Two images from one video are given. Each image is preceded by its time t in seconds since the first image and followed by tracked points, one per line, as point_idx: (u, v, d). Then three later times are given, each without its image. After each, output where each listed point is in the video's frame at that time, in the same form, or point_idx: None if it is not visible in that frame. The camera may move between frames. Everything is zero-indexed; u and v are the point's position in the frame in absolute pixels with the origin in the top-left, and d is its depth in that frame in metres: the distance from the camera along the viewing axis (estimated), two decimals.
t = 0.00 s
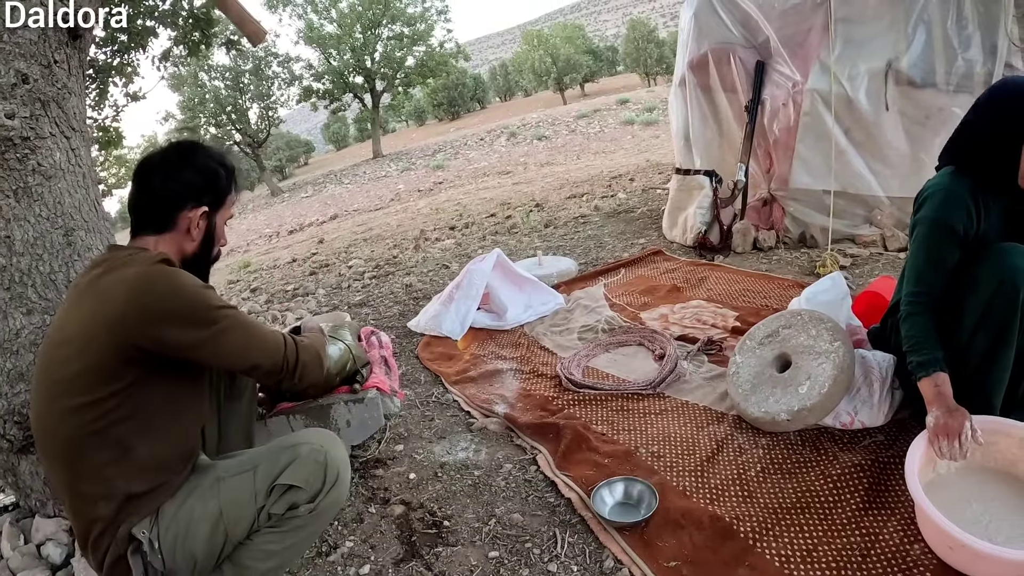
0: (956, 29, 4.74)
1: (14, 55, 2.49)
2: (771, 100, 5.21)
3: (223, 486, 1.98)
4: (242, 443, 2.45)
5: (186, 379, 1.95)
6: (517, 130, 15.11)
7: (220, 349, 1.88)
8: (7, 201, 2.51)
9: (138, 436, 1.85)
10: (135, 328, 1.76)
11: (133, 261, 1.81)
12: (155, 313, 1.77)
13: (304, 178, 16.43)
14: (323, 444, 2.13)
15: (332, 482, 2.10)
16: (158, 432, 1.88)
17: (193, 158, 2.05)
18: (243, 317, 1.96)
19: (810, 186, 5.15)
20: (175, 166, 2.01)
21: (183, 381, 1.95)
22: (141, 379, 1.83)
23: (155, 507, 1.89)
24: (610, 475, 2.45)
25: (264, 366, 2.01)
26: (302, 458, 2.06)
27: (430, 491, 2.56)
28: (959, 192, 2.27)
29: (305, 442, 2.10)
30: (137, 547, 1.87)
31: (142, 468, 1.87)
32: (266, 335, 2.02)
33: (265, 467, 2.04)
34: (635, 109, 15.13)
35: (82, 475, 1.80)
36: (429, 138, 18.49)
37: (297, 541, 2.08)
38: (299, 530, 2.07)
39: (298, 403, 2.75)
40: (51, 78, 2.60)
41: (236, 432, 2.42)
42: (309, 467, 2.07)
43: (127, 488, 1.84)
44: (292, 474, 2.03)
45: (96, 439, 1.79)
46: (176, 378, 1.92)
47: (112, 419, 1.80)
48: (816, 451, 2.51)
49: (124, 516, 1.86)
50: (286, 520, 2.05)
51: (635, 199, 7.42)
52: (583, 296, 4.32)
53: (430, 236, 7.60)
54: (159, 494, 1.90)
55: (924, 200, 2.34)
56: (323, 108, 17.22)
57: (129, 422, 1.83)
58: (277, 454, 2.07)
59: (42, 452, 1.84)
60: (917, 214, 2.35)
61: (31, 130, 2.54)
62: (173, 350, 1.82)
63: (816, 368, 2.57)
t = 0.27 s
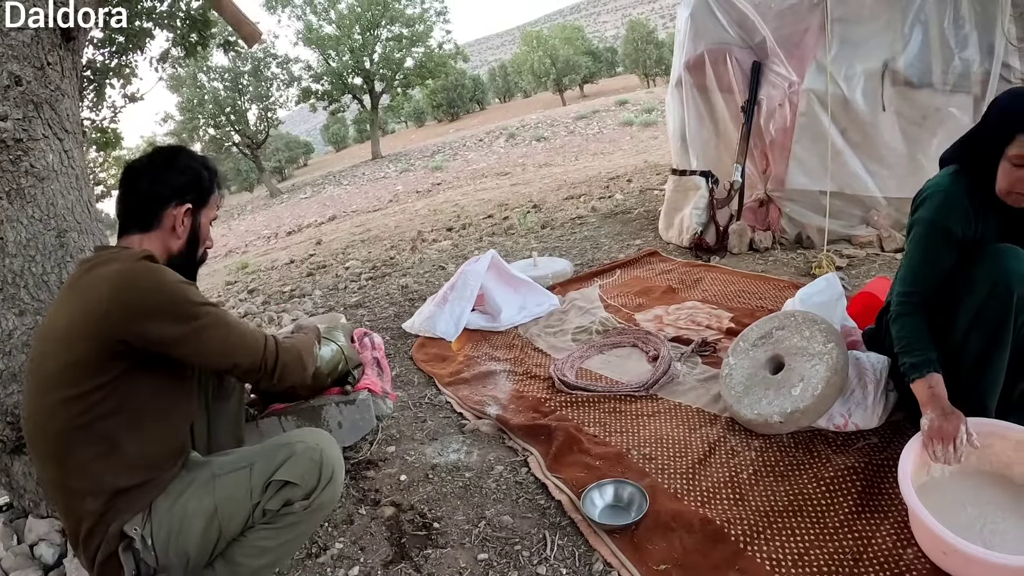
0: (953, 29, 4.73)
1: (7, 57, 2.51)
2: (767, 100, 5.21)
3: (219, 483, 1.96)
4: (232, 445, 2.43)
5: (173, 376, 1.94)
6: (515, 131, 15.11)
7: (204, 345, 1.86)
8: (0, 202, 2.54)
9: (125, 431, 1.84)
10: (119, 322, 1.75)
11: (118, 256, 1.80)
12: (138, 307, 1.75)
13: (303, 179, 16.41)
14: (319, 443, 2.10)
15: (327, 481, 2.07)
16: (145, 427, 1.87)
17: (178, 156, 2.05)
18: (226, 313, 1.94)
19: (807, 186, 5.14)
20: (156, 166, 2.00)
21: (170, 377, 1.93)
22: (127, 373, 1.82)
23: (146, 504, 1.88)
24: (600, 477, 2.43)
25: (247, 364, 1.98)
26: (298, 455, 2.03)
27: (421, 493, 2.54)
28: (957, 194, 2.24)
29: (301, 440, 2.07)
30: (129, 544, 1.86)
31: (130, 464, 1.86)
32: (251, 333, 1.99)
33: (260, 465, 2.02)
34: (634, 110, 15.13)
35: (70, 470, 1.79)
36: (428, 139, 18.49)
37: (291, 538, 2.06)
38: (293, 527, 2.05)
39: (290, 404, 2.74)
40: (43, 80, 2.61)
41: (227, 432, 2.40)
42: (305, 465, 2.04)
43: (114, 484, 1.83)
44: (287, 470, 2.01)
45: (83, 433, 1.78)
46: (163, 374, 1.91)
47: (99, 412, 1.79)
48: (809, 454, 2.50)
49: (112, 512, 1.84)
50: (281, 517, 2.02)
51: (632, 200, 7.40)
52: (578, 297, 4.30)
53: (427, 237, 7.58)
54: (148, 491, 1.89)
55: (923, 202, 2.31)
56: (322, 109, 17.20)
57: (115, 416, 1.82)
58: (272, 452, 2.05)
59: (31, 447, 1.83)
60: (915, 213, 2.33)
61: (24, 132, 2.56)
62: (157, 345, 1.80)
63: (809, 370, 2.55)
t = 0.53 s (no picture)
0: (950, 28, 4.71)
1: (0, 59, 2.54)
2: (765, 100, 5.18)
3: (205, 484, 1.95)
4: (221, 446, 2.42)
5: (159, 380, 1.91)
6: (515, 132, 15.10)
7: (183, 355, 1.82)
8: None
9: (111, 432, 1.82)
10: (105, 322, 1.73)
11: (109, 256, 1.79)
12: (124, 309, 1.73)
13: (302, 181, 16.39)
14: (303, 443, 2.10)
15: (312, 481, 2.07)
16: (129, 429, 1.85)
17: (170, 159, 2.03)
18: (209, 327, 1.90)
19: (804, 187, 5.12)
20: (147, 169, 1.98)
21: (158, 380, 1.91)
22: (112, 374, 1.80)
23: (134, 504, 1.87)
24: (592, 480, 2.41)
25: (222, 383, 1.93)
26: (283, 456, 2.03)
27: (412, 495, 2.52)
28: (958, 198, 2.21)
29: (285, 440, 2.07)
30: (117, 543, 1.85)
31: (115, 464, 1.84)
32: (229, 351, 1.95)
33: (245, 465, 2.00)
34: (634, 111, 15.12)
35: (55, 468, 1.77)
36: (428, 140, 18.47)
37: (276, 539, 2.05)
38: (277, 528, 2.03)
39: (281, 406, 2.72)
40: (37, 81, 2.64)
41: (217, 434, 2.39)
42: (289, 466, 2.03)
43: (98, 483, 1.81)
44: (272, 471, 2.00)
45: (68, 433, 1.76)
46: (149, 377, 1.88)
47: (83, 412, 1.76)
48: (802, 457, 2.48)
49: (98, 511, 1.82)
50: (265, 518, 2.01)
51: (630, 201, 7.39)
52: (573, 298, 4.28)
53: (425, 238, 7.56)
54: (133, 491, 1.87)
55: (924, 206, 2.28)
56: (322, 110, 17.19)
57: (99, 417, 1.79)
58: (258, 452, 2.04)
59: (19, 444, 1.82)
60: (916, 215, 2.31)
61: (17, 133, 2.59)
62: (139, 349, 1.78)
63: (803, 372, 2.53)
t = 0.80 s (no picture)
0: (951, 27, 4.68)
1: None
2: (764, 100, 5.15)
3: (190, 488, 1.91)
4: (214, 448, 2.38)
5: (146, 386, 1.87)
6: (515, 133, 15.07)
7: (164, 362, 1.79)
8: None
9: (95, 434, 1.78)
10: (88, 323, 1.70)
11: (97, 254, 1.76)
12: (108, 310, 1.70)
13: (302, 182, 16.36)
14: (291, 449, 2.06)
15: (299, 487, 2.03)
16: (114, 431, 1.80)
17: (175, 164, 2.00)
18: (192, 335, 1.86)
19: (804, 187, 5.09)
20: (150, 173, 1.95)
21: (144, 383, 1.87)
22: (95, 375, 1.77)
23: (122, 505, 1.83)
24: (586, 483, 2.37)
25: (199, 393, 1.89)
26: (269, 460, 1.99)
27: (404, 498, 2.48)
28: (964, 198, 2.16)
29: (272, 445, 2.03)
30: (102, 547, 1.81)
31: (99, 467, 1.79)
32: (211, 361, 1.91)
33: (231, 469, 1.97)
34: (634, 112, 15.09)
35: (38, 469, 1.74)
36: (428, 141, 18.44)
37: (263, 544, 2.02)
38: (264, 534, 2.01)
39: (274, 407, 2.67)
40: (29, 80, 2.77)
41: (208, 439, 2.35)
42: (276, 470, 1.99)
43: (81, 485, 1.77)
44: (258, 475, 1.96)
45: (51, 433, 1.72)
46: (135, 379, 1.84)
47: (66, 412, 1.73)
48: (802, 460, 2.44)
49: (82, 514, 1.78)
50: (252, 524, 1.98)
51: (629, 202, 7.35)
52: (571, 299, 4.24)
53: (424, 239, 7.53)
54: (118, 494, 1.83)
55: (926, 206, 2.22)
56: (322, 111, 17.16)
57: (83, 418, 1.75)
58: (244, 457, 2.00)
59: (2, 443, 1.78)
60: (918, 215, 2.25)
61: (9, 133, 2.72)
62: (121, 352, 1.74)
63: (802, 374, 2.49)
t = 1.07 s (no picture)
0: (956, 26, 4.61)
1: None
2: (766, 100, 5.08)
3: (171, 507, 1.83)
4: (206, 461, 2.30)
5: (130, 384, 1.80)
6: (515, 134, 15.01)
7: (149, 361, 1.73)
8: None
9: (77, 439, 1.71)
10: (71, 320, 1.64)
11: (81, 253, 1.72)
12: (93, 307, 1.65)
13: (302, 182, 16.30)
14: (278, 467, 1.98)
15: (287, 507, 1.95)
16: (97, 435, 1.74)
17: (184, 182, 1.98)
18: (178, 333, 1.80)
19: (807, 189, 5.00)
20: (152, 189, 1.89)
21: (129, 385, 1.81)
22: (79, 375, 1.71)
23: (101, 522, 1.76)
24: (585, 493, 2.30)
25: (186, 392, 1.83)
26: (255, 481, 1.91)
27: (398, 507, 2.41)
28: (976, 199, 2.10)
29: (258, 465, 1.95)
30: (82, 565, 1.75)
31: (80, 474, 1.73)
32: (198, 359, 1.85)
33: (215, 489, 1.88)
34: (636, 113, 15.02)
35: (17, 475, 1.67)
36: (428, 142, 18.38)
37: (248, 568, 1.94)
38: (248, 559, 1.93)
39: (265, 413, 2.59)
40: (18, 80, 2.78)
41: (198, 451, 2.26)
42: (262, 491, 1.91)
43: (61, 495, 1.70)
44: (241, 499, 1.88)
45: (32, 437, 1.66)
46: (120, 382, 1.78)
47: (47, 416, 1.67)
48: (806, 469, 2.38)
49: (62, 527, 1.72)
50: (236, 547, 1.90)
51: (630, 203, 7.28)
52: (570, 302, 4.17)
53: (423, 240, 7.46)
54: (100, 505, 1.76)
55: (939, 207, 2.16)
56: (322, 111, 17.10)
57: (64, 422, 1.69)
58: (230, 475, 1.92)
59: None
60: (927, 218, 2.20)
61: None
62: (105, 351, 1.68)
63: (808, 381, 2.42)
